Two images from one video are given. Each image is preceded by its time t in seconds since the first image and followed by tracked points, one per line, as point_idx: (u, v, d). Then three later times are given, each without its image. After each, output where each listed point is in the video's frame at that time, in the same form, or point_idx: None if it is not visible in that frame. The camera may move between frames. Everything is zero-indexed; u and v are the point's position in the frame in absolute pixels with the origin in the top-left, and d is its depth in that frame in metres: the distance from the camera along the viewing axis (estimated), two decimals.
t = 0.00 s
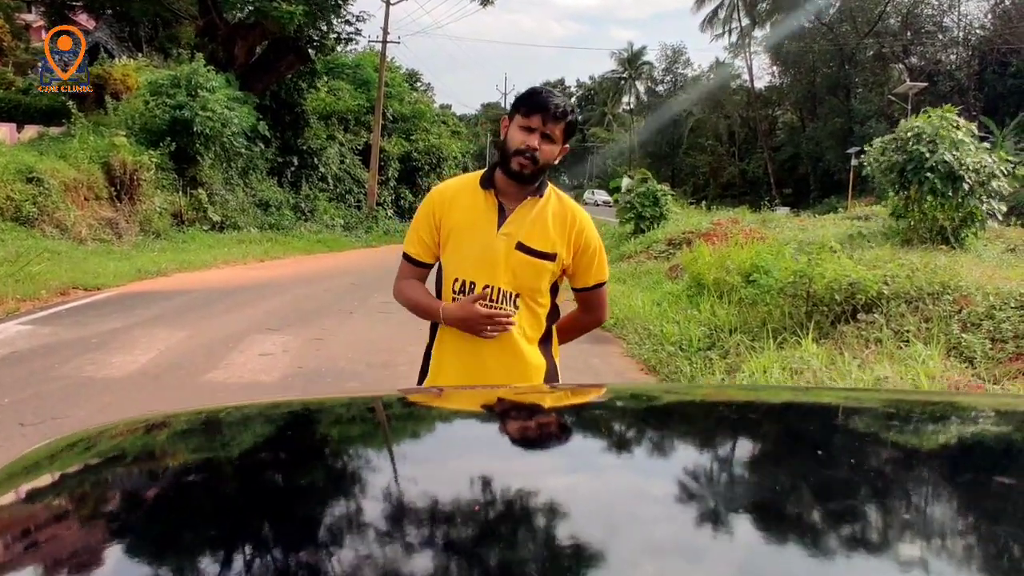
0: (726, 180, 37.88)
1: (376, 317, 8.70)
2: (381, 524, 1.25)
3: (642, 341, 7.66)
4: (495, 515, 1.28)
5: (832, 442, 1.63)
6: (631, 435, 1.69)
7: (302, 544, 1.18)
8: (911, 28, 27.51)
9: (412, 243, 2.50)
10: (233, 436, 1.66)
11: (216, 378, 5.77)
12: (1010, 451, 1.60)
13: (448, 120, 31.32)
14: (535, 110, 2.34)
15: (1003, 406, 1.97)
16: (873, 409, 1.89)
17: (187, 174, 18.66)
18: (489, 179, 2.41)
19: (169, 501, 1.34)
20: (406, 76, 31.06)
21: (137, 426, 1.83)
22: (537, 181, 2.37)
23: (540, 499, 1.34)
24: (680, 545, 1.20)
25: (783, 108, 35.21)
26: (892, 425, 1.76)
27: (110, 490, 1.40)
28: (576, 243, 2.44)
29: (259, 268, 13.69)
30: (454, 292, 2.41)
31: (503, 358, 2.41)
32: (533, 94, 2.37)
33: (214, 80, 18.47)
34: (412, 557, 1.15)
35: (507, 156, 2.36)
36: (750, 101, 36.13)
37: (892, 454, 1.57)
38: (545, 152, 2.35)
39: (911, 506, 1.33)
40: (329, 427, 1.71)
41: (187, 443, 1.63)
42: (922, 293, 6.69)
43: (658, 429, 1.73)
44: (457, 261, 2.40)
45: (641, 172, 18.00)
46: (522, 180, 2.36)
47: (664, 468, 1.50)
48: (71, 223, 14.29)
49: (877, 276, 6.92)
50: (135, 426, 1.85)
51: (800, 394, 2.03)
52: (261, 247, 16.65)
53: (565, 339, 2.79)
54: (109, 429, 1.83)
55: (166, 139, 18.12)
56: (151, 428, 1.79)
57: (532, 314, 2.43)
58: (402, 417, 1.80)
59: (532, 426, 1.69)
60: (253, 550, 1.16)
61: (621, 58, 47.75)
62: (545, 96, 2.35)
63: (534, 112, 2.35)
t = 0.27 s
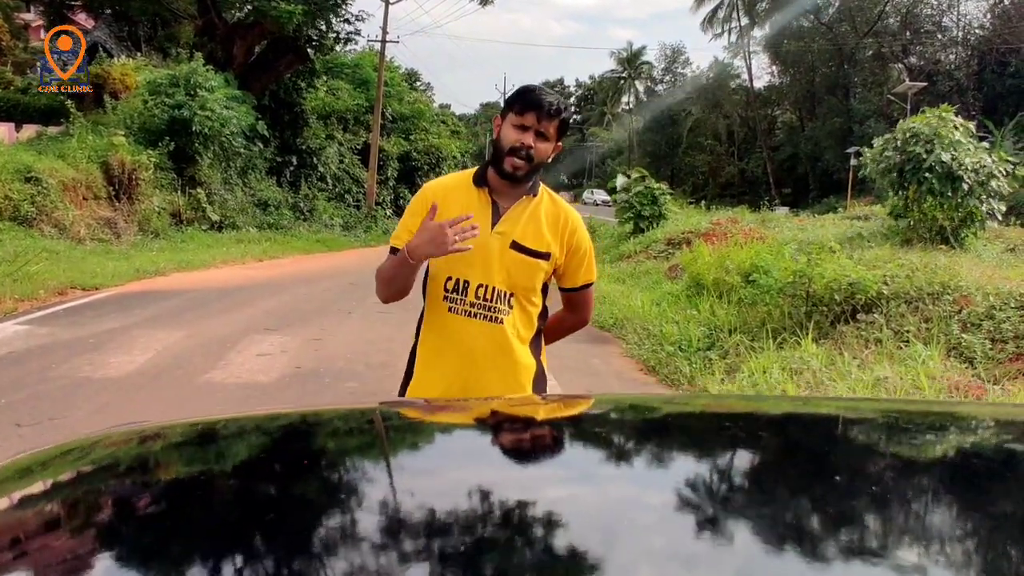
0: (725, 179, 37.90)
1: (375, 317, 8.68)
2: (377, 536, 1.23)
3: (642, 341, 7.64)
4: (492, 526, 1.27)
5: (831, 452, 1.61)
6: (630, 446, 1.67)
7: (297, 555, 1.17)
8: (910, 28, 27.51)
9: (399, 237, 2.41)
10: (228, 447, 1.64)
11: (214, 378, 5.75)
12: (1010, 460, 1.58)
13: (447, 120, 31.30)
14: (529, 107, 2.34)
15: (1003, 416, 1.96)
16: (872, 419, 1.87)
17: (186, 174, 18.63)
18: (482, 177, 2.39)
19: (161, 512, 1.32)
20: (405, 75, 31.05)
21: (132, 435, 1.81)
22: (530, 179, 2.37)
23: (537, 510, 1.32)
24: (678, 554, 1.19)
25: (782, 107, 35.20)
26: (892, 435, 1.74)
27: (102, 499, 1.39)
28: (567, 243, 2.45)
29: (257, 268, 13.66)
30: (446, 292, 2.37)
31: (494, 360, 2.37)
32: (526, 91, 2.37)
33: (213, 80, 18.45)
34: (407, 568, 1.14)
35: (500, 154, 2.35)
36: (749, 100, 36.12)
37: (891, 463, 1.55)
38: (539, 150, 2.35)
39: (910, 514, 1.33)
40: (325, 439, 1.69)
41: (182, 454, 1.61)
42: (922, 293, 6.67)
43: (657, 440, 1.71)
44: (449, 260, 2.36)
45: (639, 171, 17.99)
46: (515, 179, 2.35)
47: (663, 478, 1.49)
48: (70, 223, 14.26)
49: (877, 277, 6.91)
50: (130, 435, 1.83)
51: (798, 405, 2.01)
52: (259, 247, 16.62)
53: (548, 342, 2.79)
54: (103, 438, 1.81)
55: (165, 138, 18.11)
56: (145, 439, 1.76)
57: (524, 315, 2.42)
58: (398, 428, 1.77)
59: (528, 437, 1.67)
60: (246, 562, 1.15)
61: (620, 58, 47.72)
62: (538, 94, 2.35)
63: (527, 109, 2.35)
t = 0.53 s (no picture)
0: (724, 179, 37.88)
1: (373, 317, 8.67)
2: (372, 541, 1.23)
3: (641, 341, 7.63)
4: (489, 531, 1.26)
5: (831, 458, 1.60)
6: (628, 452, 1.65)
7: (291, 561, 1.17)
8: (910, 27, 27.50)
9: (390, 238, 2.37)
10: (224, 453, 1.63)
11: (211, 378, 5.74)
12: (1008, 466, 1.58)
13: (446, 120, 31.27)
14: (515, 105, 2.35)
15: (1003, 421, 1.95)
16: (872, 424, 1.86)
17: (185, 173, 18.61)
18: (474, 175, 2.38)
19: (155, 515, 1.31)
20: (404, 75, 31.04)
21: (128, 439, 1.80)
22: (521, 176, 2.37)
23: (535, 514, 1.32)
24: (676, 557, 1.18)
25: (782, 107, 35.19)
26: (890, 440, 1.73)
27: (94, 501, 1.38)
28: (559, 241, 2.45)
29: (256, 268, 13.64)
30: (441, 292, 2.35)
31: (489, 359, 2.37)
32: (512, 89, 2.37)
33: (211, 79, 18.43)
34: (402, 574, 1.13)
35: (491, 151, 2.35)
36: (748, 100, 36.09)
37: (889, 469, 1.55)
38: (529, 147, 2.36)
39: (910, 518, 1.32)
40: (324, 443, 1.68)
41: (176, 458, 1.60)
42: (921, 292, 6.67)
43: (655, 445, 1.70)
44: (443, 259, 2.34)
45: (638, 171, 17.98)
46: (507, 177, 2.35)
47: (660, 483, 1.48)
48: (68, 222, 14.24)
49: (876, 277, 6.90)
50: (125, 438, 1.82)
51: (798, 410, 2.00)
52: (258, 246, 16.61)
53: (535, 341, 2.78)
54: (100, 440, 1.80)
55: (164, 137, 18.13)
56: (142, 442, 1.75)
57: (517, 314, 2.42)
58: (398, 432, 1.76)
59: (516, 443, 1.65)
60: (238, 567, 1.14)
61: (619, 57, 47.69)
62: (524, 92, 2.36)
63: (514, 107, 2.36)
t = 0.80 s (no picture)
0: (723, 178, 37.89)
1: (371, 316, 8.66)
2: (367, 545, 1.22)
3: (639, 340, 7.62)
4: (486, 535, 1.26)
5: (829, 461, 1.60)
6: (626, 456, 1.65)
7: (285, 565, 1.16)
8: (908, 27, 27.48)
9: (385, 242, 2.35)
10: (217, 456, 1.62)
11: (208, 377, 5.73)
12: (1007, 471, 1.57)
13: (445, 119, 31.23)
14: (506, 105, 2.34)
15: (1001, 424, 1.95)
16: (871, 429, 1.86)
17: (183, 172, 18.59)
18: (467, 175, 2.36)
19: (145, 517, 1.31)
20: (403, 74, 31.02)
21: (122, 440, 1.80)
22: (515, 177, 2.36)
23: (531, 519, 1.31)
24: (673, 562, 1.18)
25: (781, 107, 35.19)
26: (888, 444, 1.72)
27: (85, 501, 1.38)
28: (554, 239, 2.46)
29: (255, 267, 13.63)
30: (438, 294, 2.35)
31: (488, 360, 2.38)
32: (502, 89, 2.36)
33: (210, 78, 18.41)
34: None
35: (484, 153, 2.34)
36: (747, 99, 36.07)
37: (887, 474, 1.54)
38: (521, 146, 2.35)
39: (908, 521, 1.32)
40: (320, 446, 1.68)
41: (169, 460, 1.60)
42: (919, 292, 6.66)
43: (654, 449, 1.68)
44: (440, 263, 2.33)
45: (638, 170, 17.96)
46: (501, 177, 2.34)
47: (657, 487, 1.47)
48: (67, 221, 14.23)
49: (874, 276, 6.90)
50: (119, 440, 1.82)
51: (796, 413, 2.00)
52: (257, 245, 16.59)
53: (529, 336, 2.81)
54: (95, 441, 1.80)
55: (162, 136, 18.11)
56: (137, 443, 1.75)
57: (515, 313, 2.43)
58: (395, 435, 1.76)
59: (506, 447, 1.64)
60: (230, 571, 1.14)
61: (619, 57, 47.68)
62: (514, 91, 2.35)
63: (505, 107, 2.35)
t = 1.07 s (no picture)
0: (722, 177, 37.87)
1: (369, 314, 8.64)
2: (362, 548, 1.21)
3: (637, 339, 7.61)
4: (482, 537, 1.25)
5: (828, 464, 1.58)
6: (623, 458, 1.63)
7: (275, 567, 1.15)
8: (907, 26, 27.41)
9: (379, 241, 2.34)
10: (210, 456, 1.60)
11: (206, 375, 5.72)
12: (1007, 474, 1.56)
13: (444, 117, 31.19)
14: (500, 99, 2.33)
15: (1000, 426, 1.93)
16: (868, 430, 1.85)
17: (182, 170, 18.56)
18: (459, 172, 2.35)
19: (132, 517, 1.30)
20: (401, 72, 30.96)
21: (114, 438, 1.79)
22: (508, 172, 2.35)
23: (528, 521, 1.30)
24: (670, 564, 1.18)
25: (780, 105, 35.15)
26: (886, 447, 1.71)
27: (72, 499, 1.37)
28: (548, 235, 2.44)
29: (253, 265, 13.60)
30: (433, 293, 2.33)
31: (484, 358, 2.36)
32: (494, 84, 2.35)
33: (208, 76, 18.37)
34: None
35: (477, 149, 2.33)
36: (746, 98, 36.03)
37: (885, 475, 1.53)
38: (515, 142, 2.34)
39: (907, 523, 1.31)
40: (315, 446, 1.66)
41: (161, 460, 1.58)
42: (918, 291, 6.64)
43: (652, 451, 1.67)
44: (433, 259, 2.32)
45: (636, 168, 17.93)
46: (495, 173, 2.32)
47: (655, 490, 1.45)
48: (65, 219, 14.21)
49: (873, 275, 6.88)
50: (111, 439, 1.80)
51: (794, 415, 1.98)
52: (255, 244, 16.56)
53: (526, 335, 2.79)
54: (87, 439, 1.79)
55: (160, 134, 18.07)
56: (130, 442, 1.73)
57: (509, 311, 2.42)
58: (393, 437, 1.74)
59: (499, 449, 1.62)
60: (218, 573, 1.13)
61: (618, 55, 47.62)
62: (506, 86, 2.34)
63: (497, 102, 2.33)
